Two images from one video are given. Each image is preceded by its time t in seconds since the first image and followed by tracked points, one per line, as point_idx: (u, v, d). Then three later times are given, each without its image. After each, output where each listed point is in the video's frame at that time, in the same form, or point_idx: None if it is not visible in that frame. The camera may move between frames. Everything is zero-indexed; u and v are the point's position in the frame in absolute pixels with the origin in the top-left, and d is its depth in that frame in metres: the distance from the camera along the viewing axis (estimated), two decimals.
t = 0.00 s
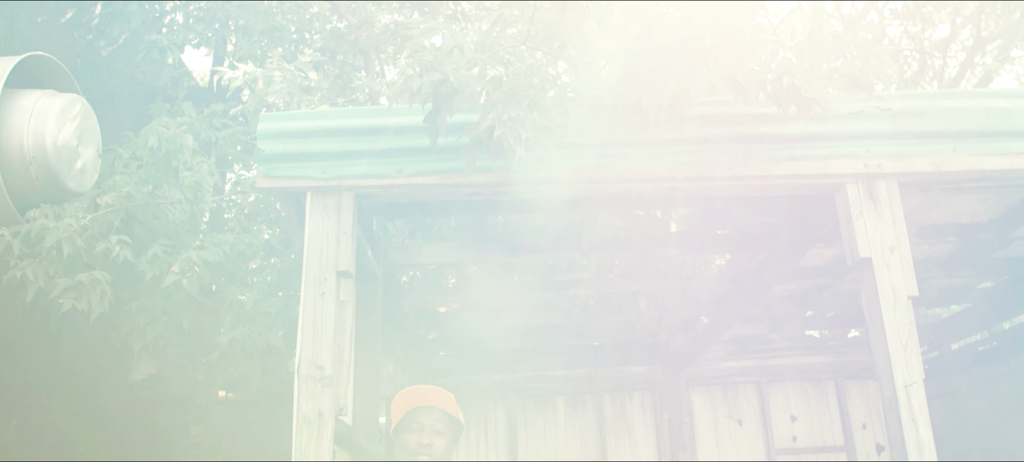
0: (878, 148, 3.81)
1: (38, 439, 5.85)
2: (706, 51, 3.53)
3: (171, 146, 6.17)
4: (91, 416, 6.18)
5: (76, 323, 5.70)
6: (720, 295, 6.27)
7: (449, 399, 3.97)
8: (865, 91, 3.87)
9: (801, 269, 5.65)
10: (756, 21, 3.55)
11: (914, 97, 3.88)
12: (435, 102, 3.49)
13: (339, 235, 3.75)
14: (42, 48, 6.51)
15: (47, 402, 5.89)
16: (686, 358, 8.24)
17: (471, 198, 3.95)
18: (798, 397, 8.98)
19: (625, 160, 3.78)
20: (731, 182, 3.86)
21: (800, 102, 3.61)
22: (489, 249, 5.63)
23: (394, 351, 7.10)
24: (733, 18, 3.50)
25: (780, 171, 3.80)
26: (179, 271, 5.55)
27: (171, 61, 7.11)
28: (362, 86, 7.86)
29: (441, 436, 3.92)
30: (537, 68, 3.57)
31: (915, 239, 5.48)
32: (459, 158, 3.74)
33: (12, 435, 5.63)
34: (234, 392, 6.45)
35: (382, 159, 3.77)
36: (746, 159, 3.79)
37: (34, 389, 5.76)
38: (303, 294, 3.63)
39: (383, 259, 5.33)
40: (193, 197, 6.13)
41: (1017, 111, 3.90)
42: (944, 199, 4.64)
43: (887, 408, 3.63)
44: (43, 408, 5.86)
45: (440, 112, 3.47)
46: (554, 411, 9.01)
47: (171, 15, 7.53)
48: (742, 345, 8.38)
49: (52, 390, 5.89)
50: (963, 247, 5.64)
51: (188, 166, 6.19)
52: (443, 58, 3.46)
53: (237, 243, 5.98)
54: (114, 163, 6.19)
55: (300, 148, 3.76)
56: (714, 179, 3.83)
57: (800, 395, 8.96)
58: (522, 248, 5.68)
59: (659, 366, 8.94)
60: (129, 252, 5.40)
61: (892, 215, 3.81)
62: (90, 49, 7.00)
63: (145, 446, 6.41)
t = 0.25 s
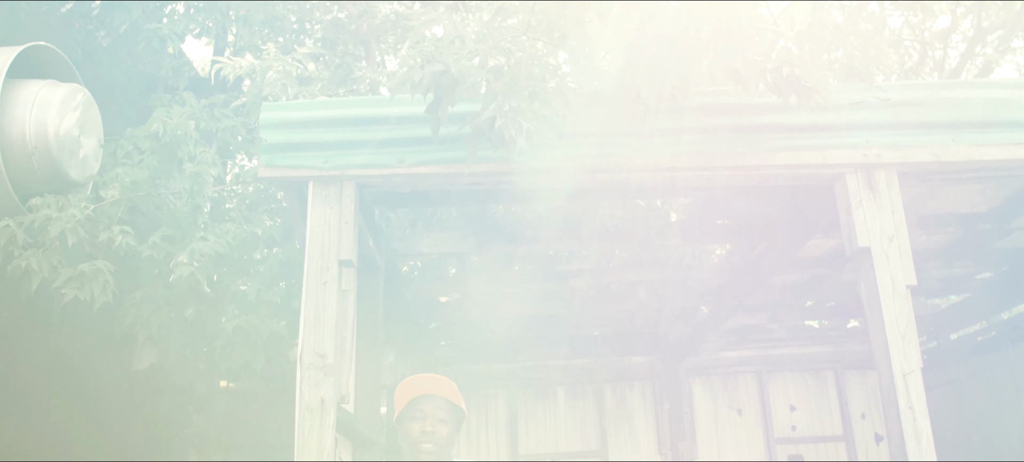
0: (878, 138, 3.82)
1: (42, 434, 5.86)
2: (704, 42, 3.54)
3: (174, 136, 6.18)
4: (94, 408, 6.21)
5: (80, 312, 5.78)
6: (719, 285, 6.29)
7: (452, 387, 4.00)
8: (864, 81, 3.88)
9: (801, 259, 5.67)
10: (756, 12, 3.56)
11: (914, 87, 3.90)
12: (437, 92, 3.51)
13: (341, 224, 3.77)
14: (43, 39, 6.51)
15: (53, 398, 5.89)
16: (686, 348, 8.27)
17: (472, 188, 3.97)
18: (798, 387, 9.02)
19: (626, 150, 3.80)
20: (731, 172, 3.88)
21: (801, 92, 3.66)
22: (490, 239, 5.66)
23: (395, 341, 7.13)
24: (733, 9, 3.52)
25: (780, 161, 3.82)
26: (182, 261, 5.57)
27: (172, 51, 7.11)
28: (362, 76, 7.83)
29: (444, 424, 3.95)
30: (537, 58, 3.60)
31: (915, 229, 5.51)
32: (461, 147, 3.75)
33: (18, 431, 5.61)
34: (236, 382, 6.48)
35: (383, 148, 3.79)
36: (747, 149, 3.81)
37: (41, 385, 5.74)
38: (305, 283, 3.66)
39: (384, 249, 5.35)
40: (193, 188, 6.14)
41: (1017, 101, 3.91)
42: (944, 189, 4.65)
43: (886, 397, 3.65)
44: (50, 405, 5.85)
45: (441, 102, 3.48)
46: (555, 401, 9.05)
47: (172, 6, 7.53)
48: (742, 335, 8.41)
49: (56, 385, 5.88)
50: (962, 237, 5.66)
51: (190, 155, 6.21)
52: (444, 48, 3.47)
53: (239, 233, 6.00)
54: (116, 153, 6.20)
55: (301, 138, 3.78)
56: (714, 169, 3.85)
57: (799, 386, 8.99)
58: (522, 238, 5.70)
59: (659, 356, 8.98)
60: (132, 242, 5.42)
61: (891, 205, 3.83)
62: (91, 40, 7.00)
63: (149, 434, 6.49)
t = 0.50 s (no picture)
0: (877, 129, 3.84)
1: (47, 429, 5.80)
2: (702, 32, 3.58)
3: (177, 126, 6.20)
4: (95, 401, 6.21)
5: (80, 300, 5.79)
6: (719, 275, 6.32)
7: (452, 376, 3.82)
8: (864, 72, 3.90)
9: (800, 249, 5.69)
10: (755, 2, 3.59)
11: (914, 78, 3.91)
12: (437, 83, 3.53)
13: (343, 214, 3.79)
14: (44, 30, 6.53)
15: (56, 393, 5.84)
16: (686, 338, 8.31)
17: (473, 178, 3.99)
18: (797, 377, 9.06)
19: (627, 140, 3.81)
20: (731, 162, 3.89)
21: (800, 82, 3.66)
22: (491, 229, 5.68)
23: (396, 330, 7.17)
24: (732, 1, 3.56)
25: (780, 151, 3.83)
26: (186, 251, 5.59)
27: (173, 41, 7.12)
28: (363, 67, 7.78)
29: (445, 414, 3.76)
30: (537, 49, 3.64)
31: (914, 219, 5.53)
32: (462, 137, 3.77)
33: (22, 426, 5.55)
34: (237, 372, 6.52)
35: (385, 138, 3.81)
36: (747, 139, 3.82)
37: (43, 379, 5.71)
38: (308, 273, 3.68)
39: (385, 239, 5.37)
40: (196, 178, 6.16)
41: (1016, 92, 3.93)
42: (943, 179, 4.67)
43: (884, 385, 3.68)
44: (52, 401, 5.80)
45: (442, 93, 3.50)
46: (555, 391, 9.09)
47: None
48: (742, 325, 8.45)
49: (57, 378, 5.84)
50: (961, 227, 5.68)
51: (194, 146, 6.23)
52: (443, 39, 3.49)
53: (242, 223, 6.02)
54: (119, 143, 6.21)
55: (303, 128, 3.80)
56: (715, 159, 3.86)
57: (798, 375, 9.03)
58: (523, 228, 5.72)
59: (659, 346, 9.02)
60: (135, 232, 5.45)
61: (890, 195, 3.85)
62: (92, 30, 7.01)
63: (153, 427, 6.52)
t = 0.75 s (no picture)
0: (876, 121, 3.86)
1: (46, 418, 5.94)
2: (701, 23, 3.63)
3: (178, 117, 6.23)
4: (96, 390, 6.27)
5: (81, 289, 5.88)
6: (719, 266, 6.35)
7: (453, 367, 3.86)
8: (863, 64, 3.90)
9: (800, 241, 5.71)
10: None
11: (913, 69, 3.92)
12: (437, 75, 3.55)
13: (344, 205, 3.81)
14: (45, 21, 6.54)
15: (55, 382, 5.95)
16: (687, 329, 8.35)
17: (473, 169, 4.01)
18: (796, 367, 9.10)
19: (627, 132, 3.83)
20: (730, 153, 3.91)
21: (798, 73, 3.69)
22: (492, 220, 5.70)
23: (396, 321, 7.21)
24: None
25: (779, 142, 3.86)
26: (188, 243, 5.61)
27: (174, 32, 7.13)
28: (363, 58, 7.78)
29: (446, 403, 3.78)
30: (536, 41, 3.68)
31: (913, 211, 5.55)
32: (462, 129, 3.78)
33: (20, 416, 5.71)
34: (239, 362, 6.56)
35: (386, 129, 3.83)
36: (747, 130, 3.84)
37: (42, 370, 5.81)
38: (309, 263, 3.70)
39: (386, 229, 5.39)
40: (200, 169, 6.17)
41: (1015, 83, 3.94)
42: (942, 170, 4.68)
43: (881, 375, 3.71)
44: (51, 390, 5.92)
45: (441, 85, 3.52)
46: (555, 381, 9.14)
47: None
48: (741, 316, 8.48)
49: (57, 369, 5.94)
50: (960, 218, 5.70)
51: (195, 137, 6.25)
52: (442, 31, 3.50)
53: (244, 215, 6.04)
54: (120, 135, 6.23)
55: (304, 119, 3.82)
56: (715, 150, 3.88)
57: (798, 366, 9.09)
58: (523, 220, 5.75)
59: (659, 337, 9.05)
60: (136, 224, 5.47)
61: (889, 187, 3.87)
62: (93, 21, 7.02)
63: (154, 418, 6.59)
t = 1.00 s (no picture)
0: (875, 112, 3.87)
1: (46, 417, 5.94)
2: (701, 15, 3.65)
3: (179, 110, 6.24)
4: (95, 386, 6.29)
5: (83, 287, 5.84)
6: (719, 257, 6.36)
7: (453, 359, 3.86)
8: (862, 56, 3.92)
9: (800, 232, 5.73)
10: None
11: (912, 62, 3.93)
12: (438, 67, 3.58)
13: (346, 197, 3.83)
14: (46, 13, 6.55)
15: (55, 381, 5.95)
16: (687, 319, 8.37)
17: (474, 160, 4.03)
18: (796, 358, 9.14)
19: (627, 124, 3.84)
20: (730, 145, 3.93)
21: (797, 66, 3.70)
22: (492, 212, 5.73)
23: (398, 312, 7.24)
24: None
25: (778, 134, 3.87)
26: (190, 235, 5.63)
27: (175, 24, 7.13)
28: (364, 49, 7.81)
29: (446, 395, 3.81)
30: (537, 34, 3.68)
31: (913, 202, 5.56)
32: (463, 121, 3.80)
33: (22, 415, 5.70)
34: (242, 354, 6.58)
35: (387, 121, 3.84)
36: (746, 122, 3.85)
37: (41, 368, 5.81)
38: (311, 255, 3.73)
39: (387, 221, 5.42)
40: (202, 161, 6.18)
41: (1014, 75, 3.95)
42: (941, 162, 4.70)
43: (880, 365, 3.74)
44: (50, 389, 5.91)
45: (442, 77, 3.56)
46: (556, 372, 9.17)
47: None
48: (742, 307, 8.50)
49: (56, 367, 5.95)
50: (959, 209, 5.72)
51: (196, 130, 6.26)
52: (442, 23, 3.55)
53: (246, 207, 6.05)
54: (121, 127, 6.24)
55: (306, 111, 3.83)
56: (714, 142, 3.89)
57: (798, 356, 9.13)
58: (524, 211, 5.77)
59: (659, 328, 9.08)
60: (139, 217, 5.49)
61: (888, 178, 3.88)
62: (94, 14, 7.02)
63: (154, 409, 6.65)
